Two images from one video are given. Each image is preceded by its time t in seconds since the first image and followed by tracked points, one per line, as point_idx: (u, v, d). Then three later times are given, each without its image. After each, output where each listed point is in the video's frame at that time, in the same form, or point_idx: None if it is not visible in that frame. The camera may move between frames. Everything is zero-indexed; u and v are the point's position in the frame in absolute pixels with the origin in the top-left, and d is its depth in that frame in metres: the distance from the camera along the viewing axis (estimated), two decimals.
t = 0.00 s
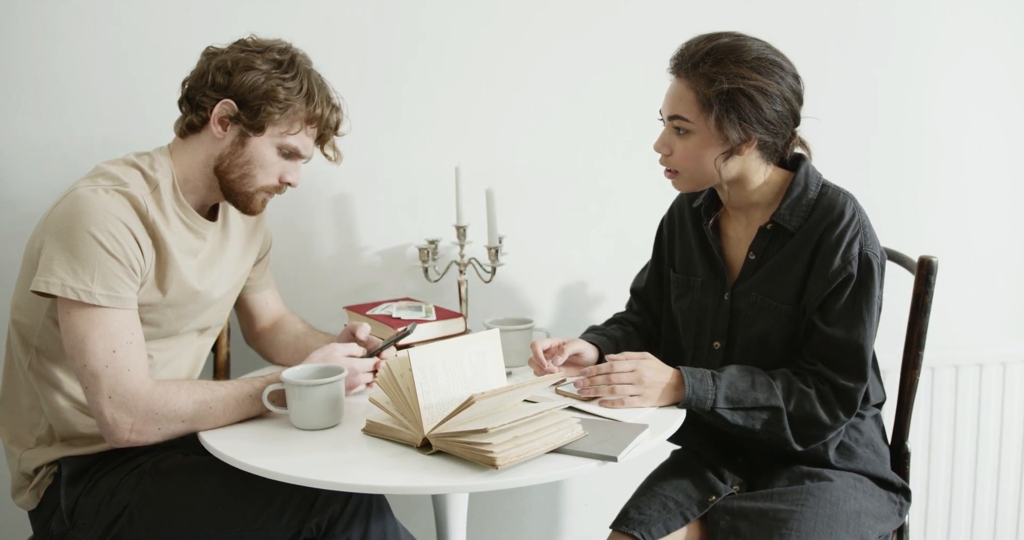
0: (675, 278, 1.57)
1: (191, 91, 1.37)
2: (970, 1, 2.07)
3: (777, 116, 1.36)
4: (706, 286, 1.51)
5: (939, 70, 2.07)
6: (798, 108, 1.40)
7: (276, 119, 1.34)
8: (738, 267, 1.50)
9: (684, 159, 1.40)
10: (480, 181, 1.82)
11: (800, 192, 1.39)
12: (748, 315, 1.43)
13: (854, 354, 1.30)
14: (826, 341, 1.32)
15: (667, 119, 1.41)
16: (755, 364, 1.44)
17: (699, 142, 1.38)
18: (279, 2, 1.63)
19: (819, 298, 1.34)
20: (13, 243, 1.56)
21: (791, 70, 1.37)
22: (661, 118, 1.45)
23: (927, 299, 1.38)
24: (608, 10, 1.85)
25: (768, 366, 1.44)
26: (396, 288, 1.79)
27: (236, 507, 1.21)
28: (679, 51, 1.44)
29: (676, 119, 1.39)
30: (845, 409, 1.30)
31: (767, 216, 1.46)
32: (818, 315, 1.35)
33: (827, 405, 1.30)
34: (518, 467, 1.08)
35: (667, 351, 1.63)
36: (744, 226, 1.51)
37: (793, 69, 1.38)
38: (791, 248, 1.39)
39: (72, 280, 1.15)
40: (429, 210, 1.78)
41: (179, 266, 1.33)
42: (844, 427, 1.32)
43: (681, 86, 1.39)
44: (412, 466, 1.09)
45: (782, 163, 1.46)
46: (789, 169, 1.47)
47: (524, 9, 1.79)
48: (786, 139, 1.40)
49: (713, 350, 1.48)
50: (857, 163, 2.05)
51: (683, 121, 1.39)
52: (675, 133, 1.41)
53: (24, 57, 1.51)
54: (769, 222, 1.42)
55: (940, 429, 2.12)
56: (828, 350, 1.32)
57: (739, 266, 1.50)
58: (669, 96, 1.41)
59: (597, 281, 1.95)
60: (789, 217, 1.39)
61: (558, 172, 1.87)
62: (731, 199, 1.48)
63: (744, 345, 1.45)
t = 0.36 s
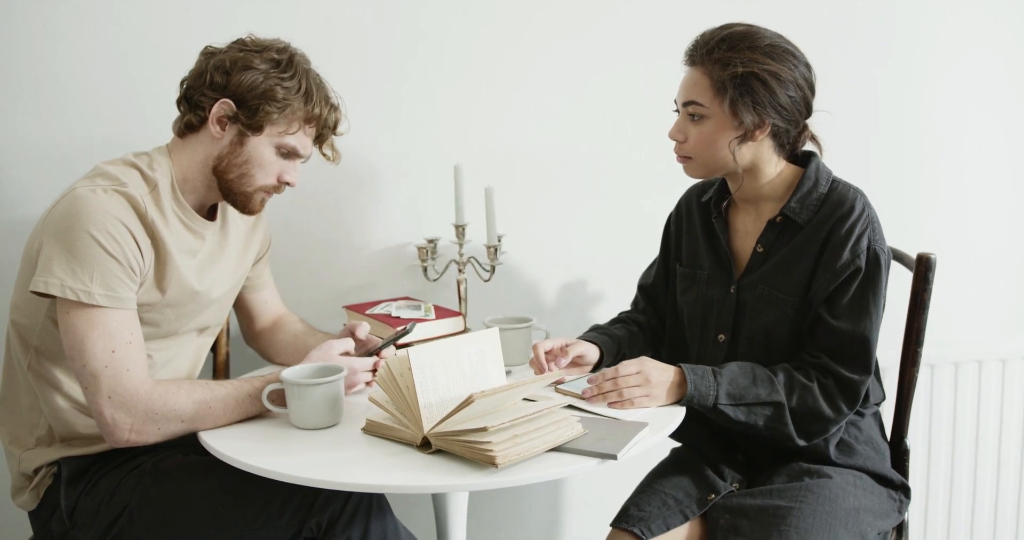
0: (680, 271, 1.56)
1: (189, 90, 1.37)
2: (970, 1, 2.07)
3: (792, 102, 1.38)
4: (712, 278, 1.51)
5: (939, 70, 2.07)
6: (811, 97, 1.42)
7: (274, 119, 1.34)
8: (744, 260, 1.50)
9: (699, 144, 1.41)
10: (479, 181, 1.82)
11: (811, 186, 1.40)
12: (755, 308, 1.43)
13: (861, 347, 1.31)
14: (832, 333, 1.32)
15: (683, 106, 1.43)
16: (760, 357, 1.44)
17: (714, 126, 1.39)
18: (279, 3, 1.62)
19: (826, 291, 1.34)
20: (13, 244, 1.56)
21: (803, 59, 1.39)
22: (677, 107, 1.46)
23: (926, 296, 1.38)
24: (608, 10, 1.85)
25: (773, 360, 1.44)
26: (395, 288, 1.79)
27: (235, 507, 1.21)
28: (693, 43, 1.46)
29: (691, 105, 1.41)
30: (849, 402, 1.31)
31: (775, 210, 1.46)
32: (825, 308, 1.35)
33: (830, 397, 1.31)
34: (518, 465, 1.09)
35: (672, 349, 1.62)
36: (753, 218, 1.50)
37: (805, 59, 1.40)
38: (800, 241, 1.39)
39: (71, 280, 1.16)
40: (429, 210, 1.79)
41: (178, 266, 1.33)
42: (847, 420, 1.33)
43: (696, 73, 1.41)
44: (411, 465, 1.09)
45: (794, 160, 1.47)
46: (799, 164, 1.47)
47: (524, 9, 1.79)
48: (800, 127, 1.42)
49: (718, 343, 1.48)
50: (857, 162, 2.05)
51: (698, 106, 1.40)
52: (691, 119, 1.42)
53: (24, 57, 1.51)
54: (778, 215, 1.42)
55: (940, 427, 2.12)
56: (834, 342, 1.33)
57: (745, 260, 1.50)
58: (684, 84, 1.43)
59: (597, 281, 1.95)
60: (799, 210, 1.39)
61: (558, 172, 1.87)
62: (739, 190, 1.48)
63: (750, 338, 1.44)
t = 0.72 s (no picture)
0: (686, 266, 1.56)
1: (186, 91, 1.36)
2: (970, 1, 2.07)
3: (804, 90, 1.38)
4: (717, 274, 1.51)
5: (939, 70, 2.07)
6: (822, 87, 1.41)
7: (272, 119, 1.34)
8: (750, 255, 1.50)
9: (714, 137, 1.41)
10: (479, 181, 1.82)
11: (820, 183, 1.40)
12: (761, 304, 1.43)
13: (870, 345, 1.31)
14: (842, 330, 1.33)
15: (695, 101, 1.43)
16: (767, 353, 1.44)
17: (727, 118, 1.39)
18: (279, 2, 1.63)
19: (835, 289, 1.34)
20: (12, 244, 1.56)
21: (813, 49, 1.39)
22: (689, 104, 1.47)
23: (923, 293, 1.38)
24: (609, 10, 1.85)
25: (780, 356, 1.44)
26: (395, 288, 1.79)
27: (234, 507, 1.21)
28: (702, 40, 1.47)
29: (704, 100, 1.41)
30: (859, 400, 1.31)
31: (781, 207, 1.46)
32: (835, 305, 1.35)
33: (839, 394, 1.31)
34: (517, 465, 1.08)
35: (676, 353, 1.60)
36: (760, 213, 1.49)
37: (814, 49, 1.40)
38: (808, 237, 1.39)
39: (69, 281, 1.15)
40: (428, 210, 1.79)
41: (176, 266, 1.33)
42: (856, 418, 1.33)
43: (707, 67, 1.41)
44: (409, 465, 1.09)
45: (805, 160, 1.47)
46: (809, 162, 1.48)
47: (524, 9, 1.79)
48: (812, 116, 1.41)
49: (722, 337, 1.48)
50: (856, 161, 2.05)
51: (710, 100, 1.40)
52: (703, 114, 1.42)
53: (24, 57, 1.51)
54: (786, 211, 1.42)
55: (938, 426, 2.12)
56: (842, 340, 1.33)
57: (750, 256, 1.49)
58: (695, 79, 1.43)
59: (596, 280, 1.95)
60: (808, 206, 1.40)
61: (557, 172, 1.87)
62: (748, 186, 1.49)
63: (756, 333, 1.44)
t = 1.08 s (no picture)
0: (691, 263, 1.56)
1: (185, 91, 1.36)
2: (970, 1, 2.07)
3: (816, 81, 1.39)
4: (722, 270, 1.50)
5: (939, 70, 2.07)
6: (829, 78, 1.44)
7: (270, 120, 1.34)
8: (755, 252, 1.49)
9: (732, 132, 1.41)
10: (478, 181, 1.82)
11: (827, 181, 1.40)
12: (769, 301, 1.43)
13: (880, 344, 1.31)
14: (854, 327, 1.32)
15: (710, 97, 1.42)
16: (775, 351, 1.44)
17: (745, 112, 1.39)
18: (279, 3, 1.63)
19: (846, 287, 1.34)
20: (12, 244, 1.56)
21: (819, 41, 1.41)
22: (700, 100, 1.46)
23: (921, 292, 1.38)
24: (608, 10, 1.86)
25: (788, 354, 1.44)
26: (394, 288, 1.79)
27: (233, 508, 1.20)
28: (709, 37, 1.47)
29: (720, 95, 1.40)
30: (871, 398, 1.31)
31: (788, 204, 1.46)
32: (846, 304, 1.35)
33: (850, 392, 1.31)
34: (516, 464, 1.08)
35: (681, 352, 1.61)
36: (767, 209, 1.50)
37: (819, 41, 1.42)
38: (816, 235, 1.39)
39: (67, 282, 1.15)
40: (427, 210, 1.79)
41: (174, 266, 1.33)
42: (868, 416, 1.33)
43: (720, 63, 1.40)
44: (408, 464, 1.09)
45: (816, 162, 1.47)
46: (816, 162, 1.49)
47: (524, 9, 1.79)
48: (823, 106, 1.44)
49: (728, 334, 1.47)
50: (856, 160, 2.05)
51: (727, 95, 1.39)
52: (720, 109, 1.41)
53: (24, 57, 1.51)
54: (793, 208, 1.42)
55: (937, 425, 2.12)
56: (853, 338, 1.33)
57: (755, 253, 1.49)
58: (707, 76, 1.43)
59: (595, 279, 1.95)
60: (816, 203, 1.39)
61: (556, 172, 1.87)
62: (756, 183, 1.49)
63: (762, 329, 1.45)
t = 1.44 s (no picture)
0: (695, 260, 1.56)
1: (184, 91, 1.36)
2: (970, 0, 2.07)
3: (825, 76, 1.39)
4: (726, 267, 1.50)
5: (940, 70, 2.07)
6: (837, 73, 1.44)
7: (270, 119, 1.34)
8: (759, 250, 1.49)
9: (741, 129, 1.41)
10: (478, 181, 1.82)
11: (836, 183, 1.40)
12: (774, 300, 1.42)
13: (887, 349, 1.31)
14: (861, 331, 1.32)
15: (718, 94, 1.42)
16: (779, 351, 1.44)
17: (754, 108, 1.39)
18: (279, 3, 1.63)
19: (853, 291, 1.34)
20: (12, 244, 1.56)
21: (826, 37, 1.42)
22: (708, 98, 1.46)
23: (921, 292, 1.38)
24: (608, 10, 1.86)
25: (792, 354, 1.43)
26: (394, 288, 1.79)
27: (233, 507, 1.20)
28: (715, 36, 1.47)
29: (729, 92, 1.40)
30: (877, 404, 1.31)
31: (793, 204, 1.46)
32: (853, 308, 1.34)
33: (857, 397, 1.31)
34: (516, 464, 1.08)
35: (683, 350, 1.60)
36: (772, 206, 1.49)
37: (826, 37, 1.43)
38: (822, 236, 1.39)
39: (67, 282, 1.15)
40: (427, 210, 1.79)
41: (174, 266, 1.33)
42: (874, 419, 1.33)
43: (728, 60, 1.41)
44: (408, 464, 1.09)
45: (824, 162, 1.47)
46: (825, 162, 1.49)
47: (524, 9, 1.79)
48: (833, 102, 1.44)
49: (731, 332, 1.47)
50: (857, 159, 2.05)
51: (736, 91, 1.40)
52: (728, 106, 1.41)
53: (24, 57, 1.51)
54: (800, 208, 1.42)
55: (937, 424, 2.12)
56: (860, 343, 1.33)
57: (759, 251, 1.49)
58: (715, 73, 1.43)
59: (595, 279, 1.95)
60: (823, 204, 1.39)
61: (556, 172, 1.87)
62: (763, 180, 1.49)
63: (766, 328, 1.44)
